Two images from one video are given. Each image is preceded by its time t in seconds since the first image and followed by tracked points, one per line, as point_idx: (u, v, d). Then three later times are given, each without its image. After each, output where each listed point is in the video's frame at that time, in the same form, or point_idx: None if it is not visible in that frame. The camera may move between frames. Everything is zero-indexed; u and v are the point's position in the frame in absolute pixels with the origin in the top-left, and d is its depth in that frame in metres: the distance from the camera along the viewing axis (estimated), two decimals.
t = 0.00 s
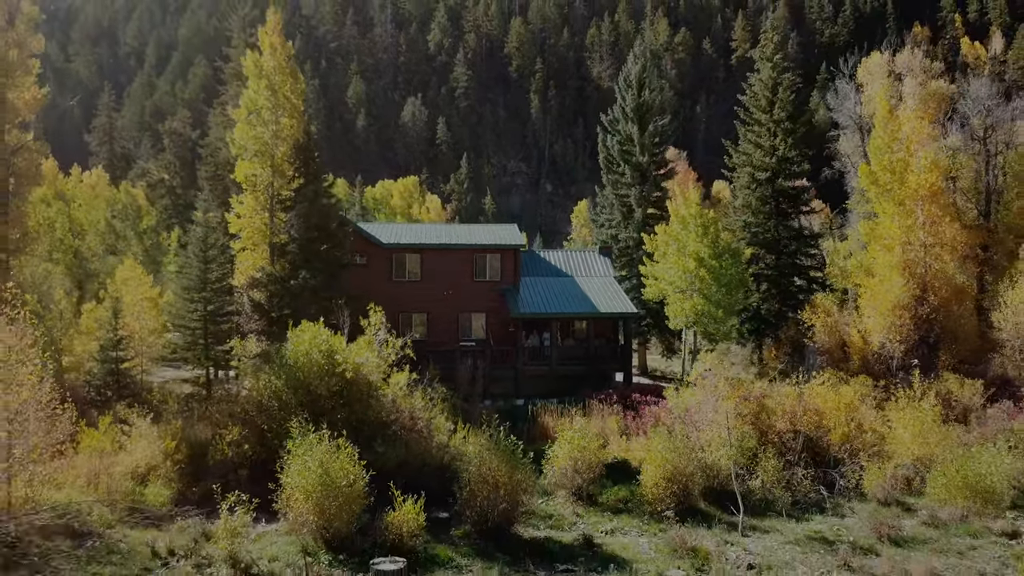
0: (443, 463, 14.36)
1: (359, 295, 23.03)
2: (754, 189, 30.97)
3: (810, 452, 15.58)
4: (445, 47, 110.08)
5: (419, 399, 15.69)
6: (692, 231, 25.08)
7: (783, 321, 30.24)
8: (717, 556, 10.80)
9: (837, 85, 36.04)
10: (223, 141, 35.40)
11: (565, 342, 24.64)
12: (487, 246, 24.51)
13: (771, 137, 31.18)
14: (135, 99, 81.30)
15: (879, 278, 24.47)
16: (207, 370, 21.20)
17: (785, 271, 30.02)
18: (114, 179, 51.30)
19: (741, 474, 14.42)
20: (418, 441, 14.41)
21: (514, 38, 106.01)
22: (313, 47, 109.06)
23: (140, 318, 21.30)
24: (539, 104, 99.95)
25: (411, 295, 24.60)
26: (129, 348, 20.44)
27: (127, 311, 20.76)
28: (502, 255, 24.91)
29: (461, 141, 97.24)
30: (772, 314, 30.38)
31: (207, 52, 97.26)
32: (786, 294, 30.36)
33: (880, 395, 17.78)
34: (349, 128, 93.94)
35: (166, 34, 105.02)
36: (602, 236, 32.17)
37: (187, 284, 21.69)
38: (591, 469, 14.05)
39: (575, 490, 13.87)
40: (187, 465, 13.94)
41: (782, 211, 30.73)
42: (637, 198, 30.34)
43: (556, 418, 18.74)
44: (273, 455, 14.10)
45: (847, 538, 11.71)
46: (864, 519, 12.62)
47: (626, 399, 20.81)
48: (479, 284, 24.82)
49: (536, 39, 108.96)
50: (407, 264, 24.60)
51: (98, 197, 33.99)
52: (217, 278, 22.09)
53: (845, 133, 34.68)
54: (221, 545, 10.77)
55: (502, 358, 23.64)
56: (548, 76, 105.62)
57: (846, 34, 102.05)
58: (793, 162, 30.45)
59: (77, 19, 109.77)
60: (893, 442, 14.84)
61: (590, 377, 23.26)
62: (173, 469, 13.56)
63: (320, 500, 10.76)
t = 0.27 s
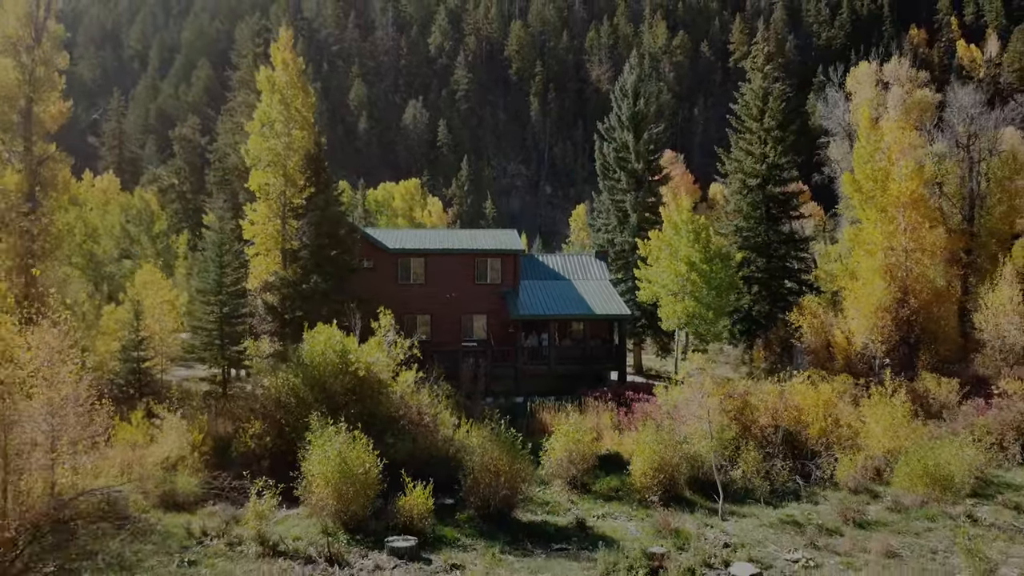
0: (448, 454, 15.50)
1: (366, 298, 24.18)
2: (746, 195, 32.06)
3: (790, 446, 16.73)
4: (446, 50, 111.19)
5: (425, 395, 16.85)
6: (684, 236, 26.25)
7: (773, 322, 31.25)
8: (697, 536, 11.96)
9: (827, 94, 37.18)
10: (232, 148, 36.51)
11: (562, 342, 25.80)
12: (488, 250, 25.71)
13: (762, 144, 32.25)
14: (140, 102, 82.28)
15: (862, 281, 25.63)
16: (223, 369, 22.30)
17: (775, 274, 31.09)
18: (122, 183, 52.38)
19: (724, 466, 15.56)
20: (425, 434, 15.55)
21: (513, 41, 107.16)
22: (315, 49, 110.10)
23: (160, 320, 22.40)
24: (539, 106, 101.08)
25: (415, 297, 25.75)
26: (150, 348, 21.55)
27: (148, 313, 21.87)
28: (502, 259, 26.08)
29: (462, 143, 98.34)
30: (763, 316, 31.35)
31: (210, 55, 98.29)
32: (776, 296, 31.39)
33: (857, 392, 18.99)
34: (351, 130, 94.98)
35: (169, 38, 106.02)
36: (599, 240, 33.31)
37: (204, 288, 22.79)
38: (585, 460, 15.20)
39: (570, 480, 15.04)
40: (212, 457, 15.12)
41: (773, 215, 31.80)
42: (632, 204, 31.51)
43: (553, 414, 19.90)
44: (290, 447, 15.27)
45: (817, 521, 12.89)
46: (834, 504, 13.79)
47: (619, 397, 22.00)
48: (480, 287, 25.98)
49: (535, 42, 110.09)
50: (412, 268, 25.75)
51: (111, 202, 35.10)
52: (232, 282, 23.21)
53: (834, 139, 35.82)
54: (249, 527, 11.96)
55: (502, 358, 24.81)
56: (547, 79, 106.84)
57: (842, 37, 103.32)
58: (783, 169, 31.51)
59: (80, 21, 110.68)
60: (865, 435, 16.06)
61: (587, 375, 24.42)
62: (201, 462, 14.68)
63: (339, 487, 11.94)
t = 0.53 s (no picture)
0: (453, 446, 16.72)
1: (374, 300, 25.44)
2: (738, 200, 33.17)
3: (771, 439, 17.96)
4: (447, 52, 112.34)
5: (431, 390, 18.11)
6: (677, 241, 27.50)
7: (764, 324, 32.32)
8: (680, 519, 13.18)
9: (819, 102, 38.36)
10: (241, 153, 37.70)
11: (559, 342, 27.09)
12: (489, 255, 26.91)
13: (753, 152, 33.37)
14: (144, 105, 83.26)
15: (846, 284, 26.83)
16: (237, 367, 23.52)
17: (765, 276, 32.22)
18: (131, 185, 53.54)
19: (708, 456, 16.81)
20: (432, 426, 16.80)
21: (513, 44, 108.33)
22: (317, 52, 111.22)
23: (178, 321, 23.58)
24: (538, 109, 102.32)
25: (420, 299, 26.97)
26: (169, 347, 22.76)
27: (167, 313, 23.06)
28: (503, 263, 27.32)
29: (463, 145, 99.49)
30: (754, 317, 32.43)
31: (213, 58, 99.28)
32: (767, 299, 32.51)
33: (837, 388, 20.19)
34: (352, 132, 96.10)
35: (172, 40, 106.94)
36: (597, 243, 34.53)
37: (220, 289, 24.01)
38: (579, 451, 16.44)
39: (565, 469, 16.27)
40: (235, 447, 16.37)
41: (764, 220, 32.92)
42: (628, 209, 32.74)
43: (551, 408, 21.13)
44: (307, 438, 16.50)
45: (790, 506, 14.11)
46: (809, 491, 15.01)
47: (613, 393, 23.22)
48: (482, 289, 27.22)
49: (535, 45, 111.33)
50: (416, 271, 26.98)
51: (124, 206, 36.27)
52: (246, 284, 24.42)
53: (824, 145, 37.02)
54: (273, 509, 13.17)
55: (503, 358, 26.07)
56: (547, 81, 108.01)
57: (838, 40, 104.59)
58: (774, 175, 32.61)
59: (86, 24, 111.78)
60: (842, 429, 17.28)
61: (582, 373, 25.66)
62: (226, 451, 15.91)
63: (355, 474, 13.16)
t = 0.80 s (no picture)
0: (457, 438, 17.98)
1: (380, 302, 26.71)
2: (730, 205, 34.37)
3: (754, 433, 19.21)
4: (447, 55, 113.50)
5: (437, 386, 19.38)
6: (669, 245, 28.76)
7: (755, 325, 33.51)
8: (666, 503, 14.46)
9: (809, 109, 39.59)
10: (249, 159, 38.88)
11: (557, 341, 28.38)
12: (490, 258, 28.16)
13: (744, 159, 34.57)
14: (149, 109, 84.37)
15: (831, 287, 28.11)
16: (251, 365, 24.74)
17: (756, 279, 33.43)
18: (138, 189, 54.66)
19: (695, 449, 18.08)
20: (438, 420, 18.04)
21: (513, 47, 109.54)
22: (319, 55, 112.34)
23: (195, 321, 24.78)
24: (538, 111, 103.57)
25: (424, 301, 28.22)
26: (187, 347, 23.97)
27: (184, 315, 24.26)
28: (503, 266, 28.56)
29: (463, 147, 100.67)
30: (745, 319, 33.61)
31: (216, 62, 100.30)
32: (757, 300, 33.69)
33: (819, 386, 21.39)
34: (354, 134, 97.24)
35: (175, 43, 107.99)
36: (593, 246, 35.77)
37: (234, 291, 25.22)
38: (575, 442, 17.72)
39: (562, 461, 17.53)
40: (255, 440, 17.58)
41: (755, 224, 34.10)
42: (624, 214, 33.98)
43: (548, 404, 22.39)
44: (322, 431, 17.71)
45: (768, 493, 15.37)
46: (787, 479, 16.24)
47: (608, 390, 24.47)
48: (483, 292, 28.46)
49: (535, 48, 112.56)
50: (420, 275, 28.22)
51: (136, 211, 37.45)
52: (259, 287, 25.63)
53: (813, 151, 38.29)
54: (295, 495, 14.46)
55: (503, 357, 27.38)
56: (546, 84, 109.19)
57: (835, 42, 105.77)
58: (764, 182, 33.79)
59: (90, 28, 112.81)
60: (821, 424, 18.50)
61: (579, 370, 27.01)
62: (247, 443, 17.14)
63: (369, 462, 14.45)
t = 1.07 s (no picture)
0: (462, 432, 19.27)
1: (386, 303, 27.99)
2: (722, 210, 35.61)
3: (740, 427, 20.51)
4: (448, 58, 114.68)
5: (442, 382, 20.66)
6: (663, 249, 30.07)
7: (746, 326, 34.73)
8: (654, 490, 15.75)
9: (799, 116, 40.90)
10: (257, 165, 40.10)
11: (555, 341, 29.66)
12: (491, 261, 29.47)
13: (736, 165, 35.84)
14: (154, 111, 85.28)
15: (817, 289, 29.40)
16: (264, 364, 25.97)
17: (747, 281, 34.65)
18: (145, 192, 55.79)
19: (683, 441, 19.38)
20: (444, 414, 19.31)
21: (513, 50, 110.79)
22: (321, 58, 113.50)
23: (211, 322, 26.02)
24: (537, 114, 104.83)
25: (428, 303, 29.49)
26: (203, 346, 25.20)
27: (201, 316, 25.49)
28: (503, 269, 29.85)
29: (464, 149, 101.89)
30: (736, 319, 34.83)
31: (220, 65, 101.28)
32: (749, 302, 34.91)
33: (802, 383, 22.65)
34: (356, 136, 98.45)
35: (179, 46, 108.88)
36: (591, 249, 37.05)
37: (248, 293, 26.46)
38: (571, 434, 19.02)
39: (559, 452, 18.82)
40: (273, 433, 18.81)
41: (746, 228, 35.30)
42: (619, 218, 35.26)
43: (546, 400, 23.69)
44: (335, 424, 19.00)
45: (749, 480, 16.64)
46: (767, 468, 17.52)
47: (603, 388, 25.74)
48: (485, 293, 29.74)
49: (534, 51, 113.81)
50: (424, 277, 29.49)
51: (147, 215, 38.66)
52: (271, 289, 26.86)
53: (803, 158, 39.61)
54: (312, 480, 15.75)
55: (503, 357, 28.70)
56: (546, 87, 110.44)
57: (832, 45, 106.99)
58: (755, 187, 35.04)
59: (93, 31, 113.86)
60: (800, 418, 19.77)
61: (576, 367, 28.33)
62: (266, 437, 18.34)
63: (381, 452, 15.73)
